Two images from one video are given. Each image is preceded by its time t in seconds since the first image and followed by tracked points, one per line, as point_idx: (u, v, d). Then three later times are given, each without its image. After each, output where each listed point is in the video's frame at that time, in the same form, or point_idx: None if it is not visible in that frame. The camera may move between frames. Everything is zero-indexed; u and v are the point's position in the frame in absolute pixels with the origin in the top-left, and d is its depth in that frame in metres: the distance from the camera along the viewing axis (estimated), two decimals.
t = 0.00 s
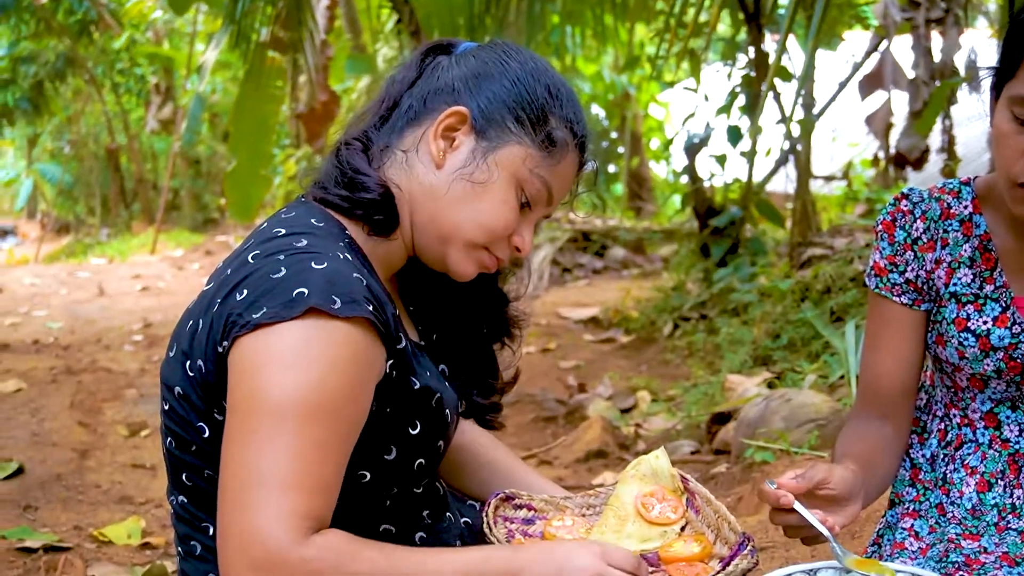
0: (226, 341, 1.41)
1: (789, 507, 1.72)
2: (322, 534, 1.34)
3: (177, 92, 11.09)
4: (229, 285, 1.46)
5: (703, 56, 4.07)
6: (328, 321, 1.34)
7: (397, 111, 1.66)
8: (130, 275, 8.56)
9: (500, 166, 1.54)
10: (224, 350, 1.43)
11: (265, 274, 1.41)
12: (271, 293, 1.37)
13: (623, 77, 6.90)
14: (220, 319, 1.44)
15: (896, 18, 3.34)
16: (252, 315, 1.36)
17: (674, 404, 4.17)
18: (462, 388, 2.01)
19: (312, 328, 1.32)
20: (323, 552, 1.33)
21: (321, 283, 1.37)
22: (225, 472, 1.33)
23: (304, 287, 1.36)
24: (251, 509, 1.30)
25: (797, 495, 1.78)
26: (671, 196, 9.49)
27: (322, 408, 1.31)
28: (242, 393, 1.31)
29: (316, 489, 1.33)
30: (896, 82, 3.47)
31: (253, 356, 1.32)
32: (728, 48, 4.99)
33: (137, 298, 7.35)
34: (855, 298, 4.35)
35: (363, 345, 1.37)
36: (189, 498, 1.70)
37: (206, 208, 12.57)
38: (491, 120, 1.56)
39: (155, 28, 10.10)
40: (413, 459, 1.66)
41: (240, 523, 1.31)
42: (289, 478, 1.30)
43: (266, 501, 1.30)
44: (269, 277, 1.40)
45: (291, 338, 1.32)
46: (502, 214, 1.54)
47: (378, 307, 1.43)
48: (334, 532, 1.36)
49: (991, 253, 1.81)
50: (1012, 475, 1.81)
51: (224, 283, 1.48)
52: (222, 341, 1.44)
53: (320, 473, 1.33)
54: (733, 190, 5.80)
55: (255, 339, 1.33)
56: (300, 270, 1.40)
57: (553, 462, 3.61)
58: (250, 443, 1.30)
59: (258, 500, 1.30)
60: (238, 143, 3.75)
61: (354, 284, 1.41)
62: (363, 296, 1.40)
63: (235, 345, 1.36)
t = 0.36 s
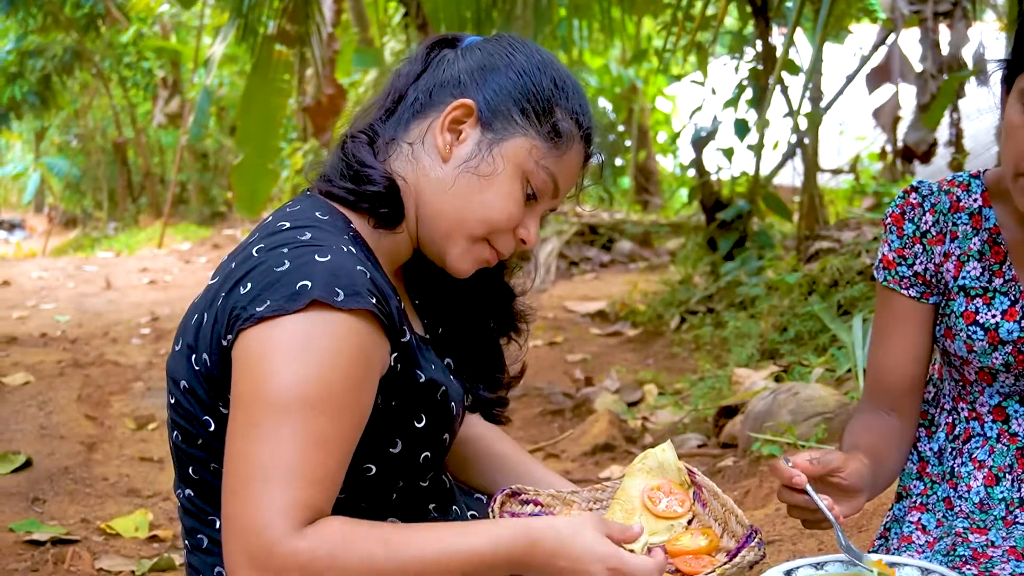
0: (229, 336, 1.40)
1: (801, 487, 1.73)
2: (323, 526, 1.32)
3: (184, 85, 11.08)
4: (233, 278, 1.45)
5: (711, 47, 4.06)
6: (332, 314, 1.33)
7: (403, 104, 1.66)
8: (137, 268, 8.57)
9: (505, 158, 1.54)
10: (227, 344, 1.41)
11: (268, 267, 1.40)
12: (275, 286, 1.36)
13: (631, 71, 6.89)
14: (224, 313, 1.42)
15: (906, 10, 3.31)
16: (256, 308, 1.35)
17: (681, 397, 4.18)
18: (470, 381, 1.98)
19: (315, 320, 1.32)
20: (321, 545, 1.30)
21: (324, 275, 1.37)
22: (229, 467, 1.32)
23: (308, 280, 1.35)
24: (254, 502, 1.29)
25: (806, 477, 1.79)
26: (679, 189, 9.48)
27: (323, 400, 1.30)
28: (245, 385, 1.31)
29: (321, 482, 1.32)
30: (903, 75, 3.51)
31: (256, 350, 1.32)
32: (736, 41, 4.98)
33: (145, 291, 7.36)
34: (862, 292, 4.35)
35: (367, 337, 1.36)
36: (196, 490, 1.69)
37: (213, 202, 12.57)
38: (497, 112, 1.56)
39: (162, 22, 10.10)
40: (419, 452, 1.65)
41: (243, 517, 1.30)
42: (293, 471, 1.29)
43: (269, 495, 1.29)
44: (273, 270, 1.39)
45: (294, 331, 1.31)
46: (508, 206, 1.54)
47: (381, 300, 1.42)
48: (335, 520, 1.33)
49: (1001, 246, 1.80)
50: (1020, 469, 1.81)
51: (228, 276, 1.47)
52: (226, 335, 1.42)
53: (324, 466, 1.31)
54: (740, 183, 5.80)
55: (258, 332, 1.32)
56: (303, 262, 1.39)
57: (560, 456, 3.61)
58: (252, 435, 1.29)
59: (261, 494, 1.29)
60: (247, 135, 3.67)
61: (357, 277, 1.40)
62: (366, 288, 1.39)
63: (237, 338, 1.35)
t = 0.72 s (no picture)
0: (238, 327, 1.38)
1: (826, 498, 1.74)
2: (350, 514, 1.33)
3: (189, 75, 11.03)
4: (240, 269, 1.43)
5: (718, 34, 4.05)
6: (341, 305, 1.32)
7: (405, 93, 1.65)
8: (143, 258, 8.58)
9: (506, 147, 1.54)
10: (235, 335, 1.39)
11: (274, 258, 1.39)
12: (282, 277, 1.35)
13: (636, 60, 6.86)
14: (232, 304, 1.40)
15: None
16: (264, 300, 1.33)
17: (687, 386, 4.18)
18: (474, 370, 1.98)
19: (325, 311, 1.31)
20: (354, 530, 1.32)
21: (331, 265, 1.35)
22: (252, 461, 1.32)
23: (314, 270, 1.34)
24: (282, 495, 1.30)
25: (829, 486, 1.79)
26: (685, 178, 9.47)
27: (342, 393, 1.30)
28: (262, 381, 1.30)
29: (347, 470, 1.32)
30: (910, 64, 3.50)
31: (268, 344, 1.31)
32: (741, 31, 4.97)
33: (150, 281, 7.36)
34: (868, 281, 4.34)
35: (378, 326, 1.35)
36: (201, 480, 1.60)
37: (219, 191, 12.55)
38: (498, 101, 1.56)
39: (167, 12, 10.09)
40: (425, 442, 1.63)
41: (272, 511, 1.31)
42: (318, 462, 1.30)
43: (296, 487, 1.29)
44: (279, 261, 1.38)
45: (305, 324, 1.30)
46: (512, 194, 1.54)
47: (387, 290, 1.40)
48: (364, 505, 1.35)
49: (1009, 236, 1.80)
50: None
51: (235, 267, 1.44)
52: (234, 327, 1.40)
53: (348, 454, 1.32)
54: (746, 173, 5.80)
55: (268, 327, 1.31)
56: (310, 253, 1.37)
57: (565, 445, 3.62)
58: (273, 430, 1.29)
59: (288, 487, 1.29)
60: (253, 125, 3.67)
61: (364, 267, 1.38)
62: (372, 278, 1.38)
63: (247, 331, 1.34)
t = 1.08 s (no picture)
0: (244, 313, 1.38)
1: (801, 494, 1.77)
2: (381, 498, 1.33)
3: (192, 61, 11.00)
4: (246, 255, 1.42)
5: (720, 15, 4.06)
6: (349, 291, 1.31)
7: (405, 79, 1.64)
8: (146, 243, 8.57)
9: (511, 132, 1.53)
10: (241, 322, 1.39)
11: (280, 243, 1.38)
12: (288, 264, 1.34)
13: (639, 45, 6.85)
14: (238, 289, 1.40)
15: None
16: (271, 287, 1.33)
17: (689, 371, 4.19)
18: (475, 351, 1.98)
19: (333, 298, 1.31)
20: (388, 510, 1.33)
21: (338, 250, 1.35)
22: (276, 456, 1.32)
23: (321, 257, 1.34)
24: (312, 487, 1.30)
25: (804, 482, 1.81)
26: (688, 164, 9.46)
27: (360, 378, 1.30)
28: (278, 374, 1.30)
29: (372, 454, 1.32)
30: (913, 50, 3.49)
31: (281, 337, 1.30)
32: (744, 15, 4.96)
33: (153, 266, 7.36)
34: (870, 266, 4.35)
35: (386, 312, 1.35)
36: (203, 466, 1.59)
37: (222, 176, 12.53)
38: (500, 85, 1.55)
39: None
40: (429, 426, 1.61)
41: (303, 504, 1.31)
42: (343, 449, 1.30)
43: (324, 477, 1.29)
44: (285, 247, 1.37)
45: (316, 313, 1.30)
46: (518, 178, 1.54)
47: (393, 276, 1.39)
48: (394, 485, 1.36)
49: (1012, 221, 1.80)
50: None
51: (240, 252, 1.44)
52: (240, 313, 1.39)
53: (372, 438, 1.32)
54: (748, 158, 5.81)
55: (278, 320, 1.31)
56: (316, 239, 1.37)
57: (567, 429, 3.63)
58: (296, 424, 1.29)
59: (317, 478, 1.29)
60: (255, 111, 3.68)
61: (370, 252, 1.38)
62: (379, 265, 1.37)
63: (257, 325, 1.34)
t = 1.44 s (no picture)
0: (258, 300, 1.38)
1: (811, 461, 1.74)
2: (417, 459, 1.33)
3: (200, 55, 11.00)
4: (256, 243, 1.43)
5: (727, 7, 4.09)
6: (360, 271, 1.32)
7: (416, 73, 1.64)
8: (155, 238, 8.58)
9: (520, 128, 1.53)
10: (255, 309, 1.40)
11: (289, 227, 1.39)
12: (297, 247, 1.35)
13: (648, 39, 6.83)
14: (251, 277, 1.40)
15: None
16: (283, 271, 1.34)
17: (698, 365, 4.19)
18: (485, 345, 1.96)
19: (347, 277, 1.31)
20: (426, 469, 1.33)
21: (348, 232, 1.36)
22: (309, 438, 1.32)
23: (331, 238, 1.34)
24: (350, 461, 1.30)
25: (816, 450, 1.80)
26: (696, 157, 9.46)
27: (380, 348, 1.30)
28: (302, 356, 1.30)
29: (403, 420, 1.32)
30: (923, 43, 3.48)
31: (300, 319, 1.31)
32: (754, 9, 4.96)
33: (162, 260, 7.37)
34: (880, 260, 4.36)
35: (400, 291, 1.35)
36: (213, 457, 1.59)
37: (230, 170, 12.53)
38: (510, 81, 1.55)
39: None
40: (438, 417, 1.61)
41: (343, 480, 1.30)
42: (376, 420, 1.30)
43: (361, 450, 1.29)
44: (294, 231, 1.38)
45: (329, 291, 1.30)
46: (527, 174, 1.54)
47: (402, 259, 1.39)
48: (425, 440, 1.35)
49: (1022, 217, 1.79)
50: None
51: (249, 240, 1.45)
52: (254, 300, 1.40)
53: (400, 406, 1.32)
54: (756, 152, 5.80)
55: (295, 304, 1.31)
56: (325, 222, 1.38)
57: (577, 424, 3.64)
58: (325, 403, 1.30)
59: (354, 452, 1.29)
60: (264, 105, 3.69)
61: (379, 235, 1.39)
62: (388, 248, 1.37)
63: (274, 313, 1.34)
